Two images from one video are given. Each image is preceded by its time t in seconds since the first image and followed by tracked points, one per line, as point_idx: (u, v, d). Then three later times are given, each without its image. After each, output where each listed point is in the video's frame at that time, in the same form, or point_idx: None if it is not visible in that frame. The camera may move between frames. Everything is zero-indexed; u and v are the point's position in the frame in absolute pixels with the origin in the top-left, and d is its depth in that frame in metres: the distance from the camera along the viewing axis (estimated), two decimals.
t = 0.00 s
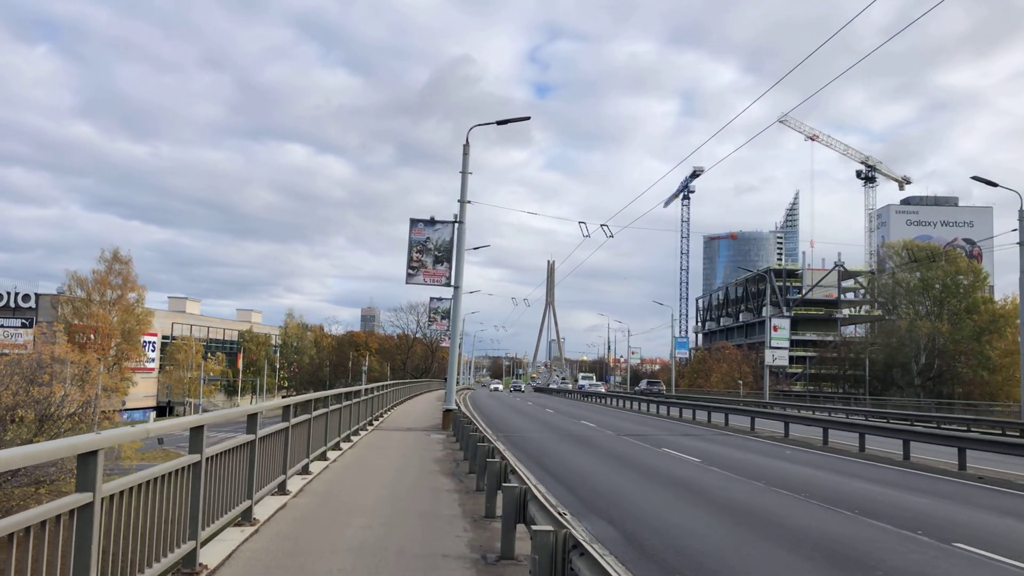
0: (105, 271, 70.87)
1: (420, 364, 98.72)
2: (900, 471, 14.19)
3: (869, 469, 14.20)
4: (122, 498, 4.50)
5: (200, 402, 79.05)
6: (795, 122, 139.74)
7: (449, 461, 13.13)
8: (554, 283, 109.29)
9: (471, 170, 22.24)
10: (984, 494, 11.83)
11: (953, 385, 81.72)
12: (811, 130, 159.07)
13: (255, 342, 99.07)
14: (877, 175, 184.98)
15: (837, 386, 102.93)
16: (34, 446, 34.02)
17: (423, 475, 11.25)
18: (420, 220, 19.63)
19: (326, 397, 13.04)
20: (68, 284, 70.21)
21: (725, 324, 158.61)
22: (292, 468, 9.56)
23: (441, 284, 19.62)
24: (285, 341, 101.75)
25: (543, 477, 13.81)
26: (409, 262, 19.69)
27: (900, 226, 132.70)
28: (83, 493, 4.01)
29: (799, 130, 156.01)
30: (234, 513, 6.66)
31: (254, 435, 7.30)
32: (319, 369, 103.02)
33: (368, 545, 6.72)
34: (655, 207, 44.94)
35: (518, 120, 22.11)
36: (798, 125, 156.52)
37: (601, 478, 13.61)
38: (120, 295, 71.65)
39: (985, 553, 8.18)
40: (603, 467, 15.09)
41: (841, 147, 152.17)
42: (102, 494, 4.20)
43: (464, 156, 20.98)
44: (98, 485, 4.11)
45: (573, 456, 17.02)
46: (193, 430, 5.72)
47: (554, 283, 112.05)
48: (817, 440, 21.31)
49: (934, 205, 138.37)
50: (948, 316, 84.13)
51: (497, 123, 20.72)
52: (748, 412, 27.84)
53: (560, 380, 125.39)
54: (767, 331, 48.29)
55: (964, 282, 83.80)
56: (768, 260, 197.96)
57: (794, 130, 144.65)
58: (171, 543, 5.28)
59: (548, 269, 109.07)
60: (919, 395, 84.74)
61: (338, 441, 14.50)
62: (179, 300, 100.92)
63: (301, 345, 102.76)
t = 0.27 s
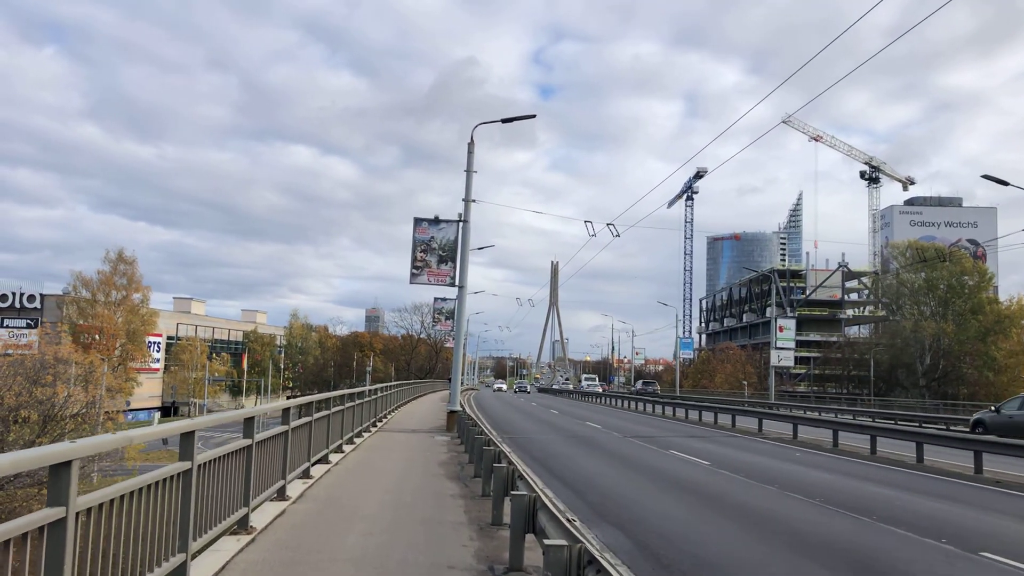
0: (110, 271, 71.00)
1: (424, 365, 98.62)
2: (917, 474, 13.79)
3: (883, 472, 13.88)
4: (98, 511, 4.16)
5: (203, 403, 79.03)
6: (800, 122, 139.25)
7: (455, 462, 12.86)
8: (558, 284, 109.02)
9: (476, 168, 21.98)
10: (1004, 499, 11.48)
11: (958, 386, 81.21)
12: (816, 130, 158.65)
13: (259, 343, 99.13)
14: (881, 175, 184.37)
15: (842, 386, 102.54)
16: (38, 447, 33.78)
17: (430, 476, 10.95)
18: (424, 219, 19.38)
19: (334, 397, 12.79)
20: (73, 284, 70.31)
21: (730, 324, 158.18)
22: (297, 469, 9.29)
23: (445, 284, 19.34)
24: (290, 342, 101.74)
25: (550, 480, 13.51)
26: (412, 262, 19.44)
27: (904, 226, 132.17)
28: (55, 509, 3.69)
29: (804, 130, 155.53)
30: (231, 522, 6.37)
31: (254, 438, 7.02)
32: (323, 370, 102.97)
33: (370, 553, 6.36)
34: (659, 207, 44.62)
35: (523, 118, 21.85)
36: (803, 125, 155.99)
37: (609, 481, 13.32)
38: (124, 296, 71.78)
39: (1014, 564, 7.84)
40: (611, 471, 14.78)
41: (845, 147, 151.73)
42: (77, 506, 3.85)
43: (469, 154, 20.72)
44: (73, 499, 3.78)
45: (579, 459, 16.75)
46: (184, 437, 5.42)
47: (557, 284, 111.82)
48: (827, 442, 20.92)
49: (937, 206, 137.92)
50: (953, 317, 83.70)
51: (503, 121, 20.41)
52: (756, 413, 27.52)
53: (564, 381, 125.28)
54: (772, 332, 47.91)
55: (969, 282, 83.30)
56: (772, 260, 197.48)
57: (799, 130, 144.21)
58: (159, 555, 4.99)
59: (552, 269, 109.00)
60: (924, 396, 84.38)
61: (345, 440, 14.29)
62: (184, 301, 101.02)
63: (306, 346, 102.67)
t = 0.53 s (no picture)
0: (111, 270, 70.72)
1: (427, 364, 98.19)
2: (935, 477, 13.39)
3: (899, 475, 13.45)
4: (64, 524, 3.80)
5: (205, 402, 78.74)
6: (805, 120, 138.62)
7: (460, 463, 12.50)
8: (561, 283, 108.63)
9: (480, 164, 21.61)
10: None
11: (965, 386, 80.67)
12: (820, 129, 157.99)
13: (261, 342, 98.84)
14: (886, 174, 183.53)
15: (847, 386, 101.90)
16: (37, 448, 33.41)
17: (434, 478, 10.58)
18: (427, 215, 19.02)
19: (336, 397, 12.43)
20: (74, 283, 69.98)
21: (733, 323, 157.64)
22: (296, 472, 8.96)
23: (449, 281, 18.96)
24: (291, 341, 101.35)
25: (556, 482, 13.14)
26: (415, 259, 19.07)
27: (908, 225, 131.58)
28: (15, 525, 3.33)
29: (809, 129, 154.92)
30: (222, 529, 6.01)
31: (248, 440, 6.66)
32: (326, 370, 102.69)
33: (367, 564, 5.97)
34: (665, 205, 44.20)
35: (528, 113, 21.46)
36: (807, 124, 155.36)
37: (617, 484, 12.93)
38: (125, 295, 71.49)
39: None
40: (619, 473, 14.40)
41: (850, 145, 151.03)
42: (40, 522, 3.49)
43: (472, 149, 20.36)
44: (36, 513, 3.42)
45: (586, 460, 16.36)
46: (168, 441, 5.05)
47: (560, 283, 111.39)
48: (839, 443, 20.46)
49: (942, 204, 137.27)
50: (960, 316, 83.06)
51: (506, 116, 20.04)
52: (764, 413, 27.08)
53: (567, 380, 124.72)
54: (780, 331, 47.45)
55: (976, 281, 82.70)
56: (776, 260, 196.73)
57: (803, 129, 143.61)
58: (139, 570, 4.64)
59: (555, 268, 108.59)
60: (931, 396, 83.87)
61: (348, 441, 13.95)
62: (186, 300, 100.73)
63: (308, 346, 102.32)
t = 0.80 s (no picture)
0: (112, 268, 70.48)
1: (429, 362, 97.82)
2: (949, 476, 13.08)
3: (912, 476, 13.08)
4: (30, 536, 3.52)
5: (208, 400, 78.63)
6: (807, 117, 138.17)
7: (461, 463, 12.22)
8: (563, 280, 108.32)
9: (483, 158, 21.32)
10: None
11: (968, 384, 80.33)
12: (822, 126, 157.64)
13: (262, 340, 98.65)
14: (888, 172, 182.91)
15: (850, 383, 101.34)
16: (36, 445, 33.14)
17: (435, 479, 10.30)
18: (429, 211, 18.70)
19: (336, 395, 12.15)
20: (75, 281, 69.75)
21: (736, 321, 157.32)
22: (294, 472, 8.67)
23: (451, 278, 18.70)
24: (293, 339, 101.10)
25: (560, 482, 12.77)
26: (417, 255, 18.79)
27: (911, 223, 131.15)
28: None
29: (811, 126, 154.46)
30: (213, 534, 5.75)
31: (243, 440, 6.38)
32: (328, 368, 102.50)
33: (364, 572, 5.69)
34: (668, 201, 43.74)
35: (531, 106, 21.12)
36: (809, 121, 154.88)
37: (623, 484, 12.60)
38: (127, 292, 71.21)
39: None
40: (623, 473, 14.04)
41: (852, 142, 150.56)
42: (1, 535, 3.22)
43: (475, 144, 20.06)
44: None
45: (592, 459, 16.04)
46: (152, 442, 4.77)
47: (562, 280, 111.14)
48: (848, 441, 20.08)
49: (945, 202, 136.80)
50: (964, 314, 82.63)
51: (509, 110, 19.69)
52: (768, 411, 26.74)
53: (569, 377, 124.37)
54: (783, 328, 47.19)
55: (979, 278, 82.20)
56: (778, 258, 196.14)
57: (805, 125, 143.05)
58: None
59: (557, 266, 108.31)
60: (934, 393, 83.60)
61: (349, 439, 13.65)
62: (188, 298, 100.47)
63: (310, 344, 102.08)
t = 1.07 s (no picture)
0: (111, 264, 70.19)
1: (429, 359, 97.49)
2: (966, 477, 12.70)
3: (926, 476, 12.70)
4: None
5: (207, 398, 78.26)
6: (808, 114, 137.75)
7: (462, 463, 11.87)
8: (564, 278, 107.94)
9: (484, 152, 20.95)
10: None
11: (971, 381, 79.92)
12: (824, 122, 157.02)
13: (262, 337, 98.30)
14: (889, 168, 182.37)
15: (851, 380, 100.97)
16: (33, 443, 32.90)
17: (435, 480, 9.95)
18: (429, 204, 18.34)
19: (334, 392, 11.78)
20: (74, 278, 69.43)
21: (737, 318, 156.88)
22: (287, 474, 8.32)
23: (451, 273, 18.35)
24: (293, 337, 100.67)
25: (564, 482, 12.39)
26: (416, 250, 18.45)
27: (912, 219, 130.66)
28: None
29: (812, 122, 153.87)
30: (198, 541, 5.42)
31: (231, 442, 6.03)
32: (328, 365, 102.10)
33: None
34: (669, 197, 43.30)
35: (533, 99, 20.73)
36: (811, 117, 154.27)
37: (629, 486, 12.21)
38: (126, 289, 70.96)
39: None
40: (629, 473, 13.66)
41: (854, 138, 150.07)
42: None
43: (476, 136, 19.68)
44: None
45: (595, 458, 15.67)
46: (126, 445, 4.43)
47: (563, 278, 110.74)
48: (857, 440, 19.65)
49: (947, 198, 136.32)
50: (967, 311, 82.08)
51: (511, 102, 19.31)
52: (774, 409, 26.26)
53: (570, 375, 124.08)
54: (786, 326, 46.81)
55: (983, 275, 81.59)
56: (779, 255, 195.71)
57: (807, 122, 142.54)
58: None
59: (557, 263, 107.90)
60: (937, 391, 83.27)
61: (347, 438, 13.31)
62: (188, 295, 100.23)
63: (310, 341, 101.70)
